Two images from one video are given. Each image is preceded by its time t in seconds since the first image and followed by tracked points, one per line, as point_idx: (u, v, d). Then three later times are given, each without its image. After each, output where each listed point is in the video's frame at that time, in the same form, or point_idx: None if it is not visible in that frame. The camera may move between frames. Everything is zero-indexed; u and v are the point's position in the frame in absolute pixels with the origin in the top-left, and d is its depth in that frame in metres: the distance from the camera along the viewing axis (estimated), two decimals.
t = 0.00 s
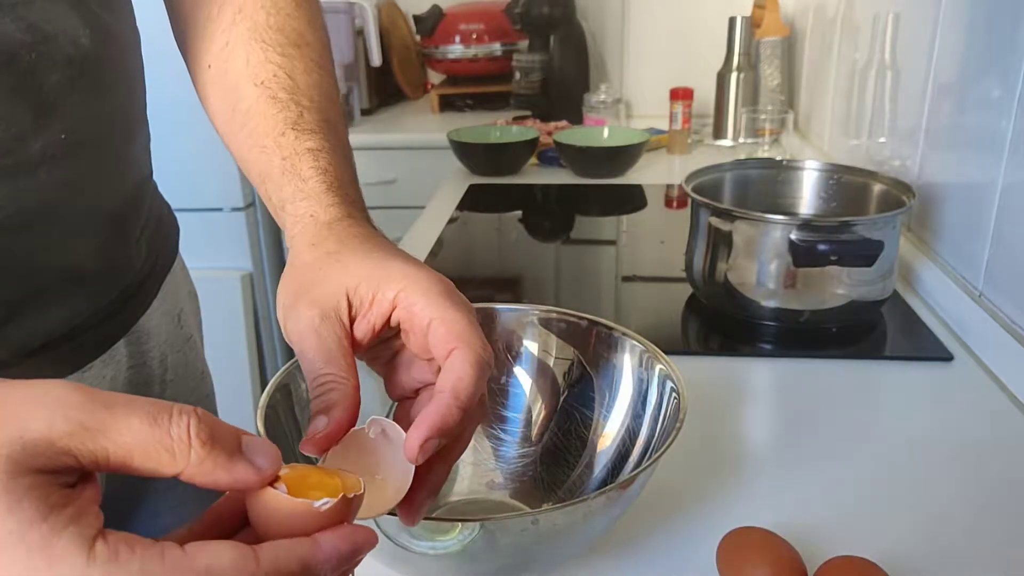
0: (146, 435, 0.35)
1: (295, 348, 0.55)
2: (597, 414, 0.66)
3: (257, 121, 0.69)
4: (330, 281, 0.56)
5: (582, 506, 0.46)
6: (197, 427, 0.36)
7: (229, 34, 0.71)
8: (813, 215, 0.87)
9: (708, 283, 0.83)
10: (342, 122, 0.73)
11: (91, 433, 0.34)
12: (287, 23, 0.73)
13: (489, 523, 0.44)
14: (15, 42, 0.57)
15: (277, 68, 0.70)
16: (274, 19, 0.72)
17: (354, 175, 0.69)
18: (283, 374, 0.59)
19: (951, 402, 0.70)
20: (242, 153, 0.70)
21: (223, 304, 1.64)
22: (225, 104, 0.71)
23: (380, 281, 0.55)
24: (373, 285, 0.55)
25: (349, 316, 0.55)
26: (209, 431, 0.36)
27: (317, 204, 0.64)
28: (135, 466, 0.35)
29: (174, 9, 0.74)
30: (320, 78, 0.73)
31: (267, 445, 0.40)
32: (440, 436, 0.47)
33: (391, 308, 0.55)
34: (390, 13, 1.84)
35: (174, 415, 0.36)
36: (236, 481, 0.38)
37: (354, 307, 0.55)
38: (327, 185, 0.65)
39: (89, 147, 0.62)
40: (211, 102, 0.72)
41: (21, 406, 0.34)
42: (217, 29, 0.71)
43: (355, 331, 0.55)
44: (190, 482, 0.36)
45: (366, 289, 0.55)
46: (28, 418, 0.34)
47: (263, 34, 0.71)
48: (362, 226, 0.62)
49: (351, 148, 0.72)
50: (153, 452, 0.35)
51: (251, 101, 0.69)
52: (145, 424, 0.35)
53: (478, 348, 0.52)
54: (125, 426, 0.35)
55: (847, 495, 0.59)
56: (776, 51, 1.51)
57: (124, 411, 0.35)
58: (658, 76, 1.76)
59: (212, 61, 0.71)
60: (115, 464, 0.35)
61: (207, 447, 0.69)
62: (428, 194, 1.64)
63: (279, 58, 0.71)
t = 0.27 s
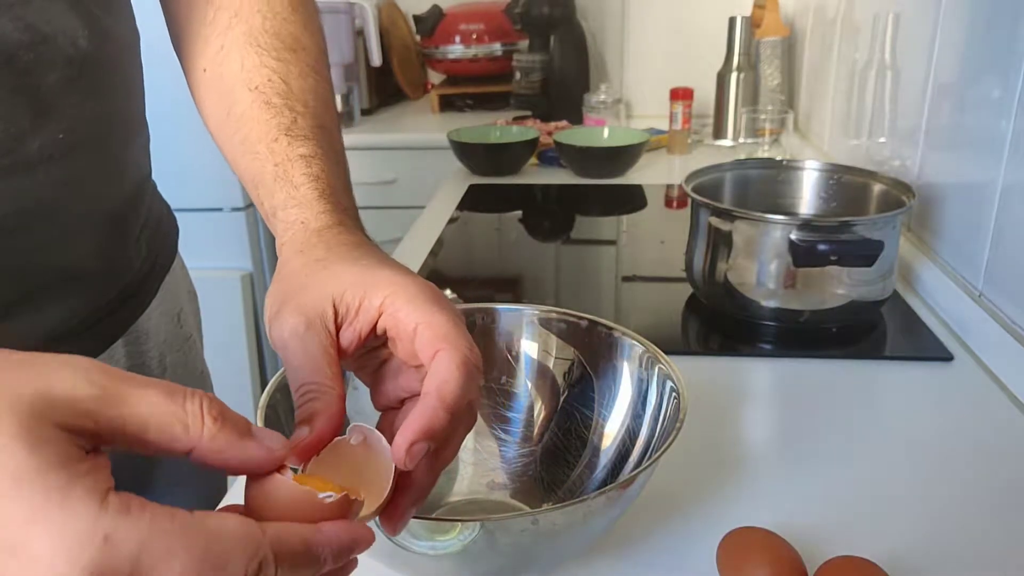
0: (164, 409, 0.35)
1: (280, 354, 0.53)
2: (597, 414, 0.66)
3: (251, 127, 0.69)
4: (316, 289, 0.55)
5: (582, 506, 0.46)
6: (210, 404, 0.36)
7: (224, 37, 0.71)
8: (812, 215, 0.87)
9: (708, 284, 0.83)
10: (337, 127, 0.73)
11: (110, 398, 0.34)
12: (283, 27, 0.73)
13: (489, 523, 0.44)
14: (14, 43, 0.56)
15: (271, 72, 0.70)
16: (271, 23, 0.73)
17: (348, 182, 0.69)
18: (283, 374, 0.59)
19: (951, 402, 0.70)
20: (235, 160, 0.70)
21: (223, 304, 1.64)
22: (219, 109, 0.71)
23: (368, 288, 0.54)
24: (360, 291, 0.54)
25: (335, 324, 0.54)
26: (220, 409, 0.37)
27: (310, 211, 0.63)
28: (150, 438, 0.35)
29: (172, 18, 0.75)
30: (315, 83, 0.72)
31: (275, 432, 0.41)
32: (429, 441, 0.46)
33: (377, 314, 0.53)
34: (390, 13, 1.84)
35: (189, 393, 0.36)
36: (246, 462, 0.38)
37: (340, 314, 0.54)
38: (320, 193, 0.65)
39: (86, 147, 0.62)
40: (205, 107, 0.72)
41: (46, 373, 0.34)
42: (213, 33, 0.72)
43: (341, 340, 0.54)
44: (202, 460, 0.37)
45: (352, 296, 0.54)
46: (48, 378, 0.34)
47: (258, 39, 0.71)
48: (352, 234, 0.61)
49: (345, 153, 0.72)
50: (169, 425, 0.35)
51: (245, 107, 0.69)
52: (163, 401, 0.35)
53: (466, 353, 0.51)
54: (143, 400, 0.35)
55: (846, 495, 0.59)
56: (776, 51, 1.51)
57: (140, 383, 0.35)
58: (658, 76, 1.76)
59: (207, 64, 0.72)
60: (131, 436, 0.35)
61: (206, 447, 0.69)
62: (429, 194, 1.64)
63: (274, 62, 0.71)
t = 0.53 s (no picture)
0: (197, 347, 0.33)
1: (276, 359, 0.52)
2: (598, 415, 0.66)
3: (247, 133, 0.68)
4: (315, 296, 0.53)
5: (583, 506, 0.46)
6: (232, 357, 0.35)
7: (220, 44, 0.72)
8: (813, 215, 0.87)
9: (708, 283, 0.83)
10: (332, 138, 0.73)
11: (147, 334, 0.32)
12: (280, 36, 0.74)
13: (490, 522, 0.44)
14: (6, 41, 0.57)
15: (268, 79, 0.70)
16: (268, 32, 0.73)
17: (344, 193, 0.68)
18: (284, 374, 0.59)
19: (951, 401, 0.70)
20: (230, 166, 0.70)
21: (223, 303, 1.64)
22: (216, 116, 0.70)
23: (368, 298, 0.52)
24: (361, 301, 0.52)
25: (332, 332, 0.52)
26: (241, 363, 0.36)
27: (309, 219, 0.61)
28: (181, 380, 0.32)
29: (172, 34, 0.76)
30: (310, 92, 0.73)
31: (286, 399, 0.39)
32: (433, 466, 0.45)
33: (376, 325, 0.52)
34: (390, 13, 1.84)
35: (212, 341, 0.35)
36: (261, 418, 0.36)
37: (339, 322, 0.52)
38: (319, 203, 0.63)
39: (82, 147, 0.62)
40: (200, 113, 0.72)
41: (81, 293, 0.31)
42: (210, 41, 0.72)
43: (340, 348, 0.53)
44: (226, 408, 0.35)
45: (351, 305, 0.52)
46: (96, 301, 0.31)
47: (256, 47, 0.72)
48: (355, 247, 0.59)
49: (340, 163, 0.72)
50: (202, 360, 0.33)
51: (241, 114, 0.69)
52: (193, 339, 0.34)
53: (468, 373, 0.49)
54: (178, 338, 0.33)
55: (845, 494, 0.59)
56: (776, 51, 1.51)
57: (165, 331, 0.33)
58: (658, 76, 1.76)
59: (202, 71, 0.72)
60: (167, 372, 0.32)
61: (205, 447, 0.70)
62: (429, 194, 1.64)
63: (271, 70, 0.71)
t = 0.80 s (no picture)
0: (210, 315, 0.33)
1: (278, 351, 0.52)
2: (598, 415, 0.66)
3: (249, 134, 0.68)
4: (320, 292, 0.54)
5: (583, 506, 0.46)
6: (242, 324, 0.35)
7: (219, 46, 0.72)
8: (812, 215, 0.87)
9: (708, 283, 0.83)
10: (331, 140, 0.73)
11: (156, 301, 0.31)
12: (280, 38, 0.74)
13: (490, 522, 0.44)
14: (5, 39, 0.57)
15: (269, 81, 0.71)
16: (267, 33, 0.73)
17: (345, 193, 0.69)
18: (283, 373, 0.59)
19: (951, 402, 0.70)
20: (230, 168, 0.69)
21: (223, 303, 1.64)
22: (216, 117, 0.70)
23: (374, 296, 0.53)
24: (368, 299, 0.53)
25: (338, 327, 0.53)
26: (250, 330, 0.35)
27: (312, 219, 0.62)
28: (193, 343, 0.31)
29: (167, 34, 0.76)
30: (310, 93, 0.73)
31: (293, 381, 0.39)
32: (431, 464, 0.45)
33: (382, 323, 0.53)
34: (390, 13, 1.84)
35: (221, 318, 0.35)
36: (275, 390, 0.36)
37: (345, 318, 0.53)
38: (322, 203, 0.64)
39: (79, 145, 0.62)
40: (199, 113, 0.72)
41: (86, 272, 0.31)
42: (208, 42, 0.72)
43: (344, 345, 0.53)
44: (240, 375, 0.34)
45: (357, 303, 0.53)
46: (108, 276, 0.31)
47: (255, 48, 0.72)
48: (359, 246, 0.60)
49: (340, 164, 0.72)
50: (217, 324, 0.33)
51: (243, 116, 0.69)
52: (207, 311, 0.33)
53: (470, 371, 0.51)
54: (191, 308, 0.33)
55: (845, 494, 0.59)
56: (776, 51, 1.51)
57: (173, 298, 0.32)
58: (658, 75, 1.76)
59: (201, 70, 0.71)
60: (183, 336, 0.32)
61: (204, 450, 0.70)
62: (428, 194, 1.64)
63: (271, 71, 0.71)
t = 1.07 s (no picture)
0: (185, 371, 0.33)
1: (290, 340, 0.55)
2: (598, 415, 0.66)
3: (252, 129, 0.68)
4: (328, 281, 0.55)
5: (583, 507, 0.46)
6: (225, 373, 0.35)
7: (222, 44, 0.71)
8: (813, 215, 0.87)
9: (708, 283, 0.83)
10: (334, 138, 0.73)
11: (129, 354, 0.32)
12: (281, 35, 0.74)
13: (490, 523, 0.44)
14: (4, 40, 0.57)
15: (272, 77, 0.70)
16: (269, 31, 0.73)
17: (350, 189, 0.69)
18: (284, 374, 0.59)
19: (951, 402, 0.70)
20: (235, 165, 0.69)
21: (223, 304, 1.64)
22: (218, 114, 0.70)
23: (381, 281, 0.54)
24: (374, 284, 0.54)
25: (348, 314, 0.54)
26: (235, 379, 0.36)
27: (318, 211, 0.62)
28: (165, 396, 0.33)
29: (168, 30, 0.75)
30: (313, 90, 0.73)
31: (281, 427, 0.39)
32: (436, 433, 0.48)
33: (390, 307, 0.54)
34: (390, 13, 1.83)
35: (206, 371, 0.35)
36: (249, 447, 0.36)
37: (354, 304, 0.54)
38: (329, 196, 0.64)
39: (78, 146, 0.62)
40: (201, 111, 0.71)
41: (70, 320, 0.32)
42: (211, 39, 0.72)
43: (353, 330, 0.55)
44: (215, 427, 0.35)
45: (365, 288, 0.54)
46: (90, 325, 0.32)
47: (258, 44, 0.71)
48: (363, 238, 0.60)
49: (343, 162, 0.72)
50: (193, 381, 0.34)
51: (246, 111, 0.69)
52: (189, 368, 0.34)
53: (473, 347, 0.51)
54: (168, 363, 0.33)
55: (845, 494, 0.59)
56: (775, 51, 1.51)
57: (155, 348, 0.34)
58: (658, 75, 1.76)
59: (205, 69, 0.71)
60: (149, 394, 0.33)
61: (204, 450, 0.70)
62: (428, 194, 1.64)
63: (274, 67, 0.71)
